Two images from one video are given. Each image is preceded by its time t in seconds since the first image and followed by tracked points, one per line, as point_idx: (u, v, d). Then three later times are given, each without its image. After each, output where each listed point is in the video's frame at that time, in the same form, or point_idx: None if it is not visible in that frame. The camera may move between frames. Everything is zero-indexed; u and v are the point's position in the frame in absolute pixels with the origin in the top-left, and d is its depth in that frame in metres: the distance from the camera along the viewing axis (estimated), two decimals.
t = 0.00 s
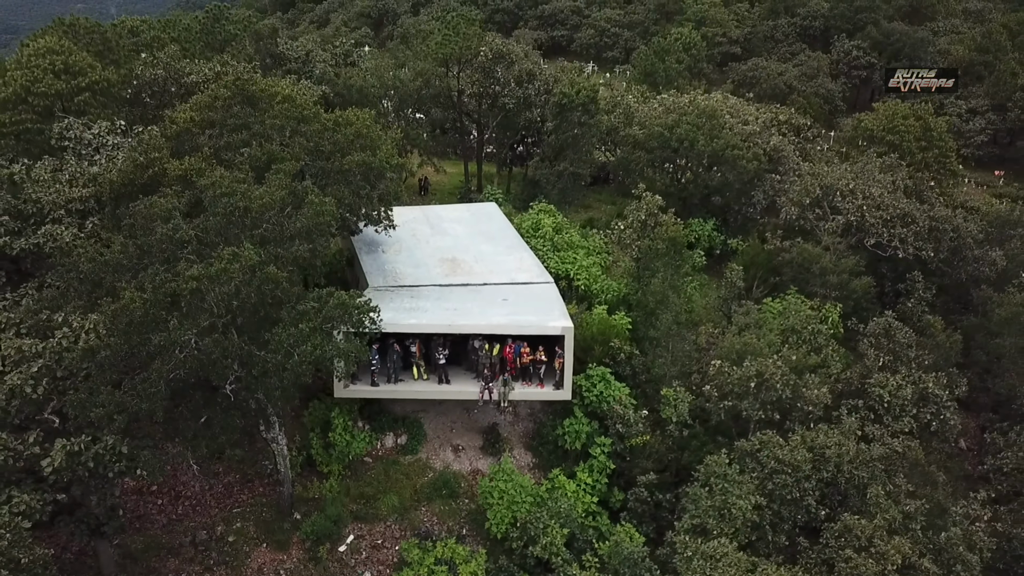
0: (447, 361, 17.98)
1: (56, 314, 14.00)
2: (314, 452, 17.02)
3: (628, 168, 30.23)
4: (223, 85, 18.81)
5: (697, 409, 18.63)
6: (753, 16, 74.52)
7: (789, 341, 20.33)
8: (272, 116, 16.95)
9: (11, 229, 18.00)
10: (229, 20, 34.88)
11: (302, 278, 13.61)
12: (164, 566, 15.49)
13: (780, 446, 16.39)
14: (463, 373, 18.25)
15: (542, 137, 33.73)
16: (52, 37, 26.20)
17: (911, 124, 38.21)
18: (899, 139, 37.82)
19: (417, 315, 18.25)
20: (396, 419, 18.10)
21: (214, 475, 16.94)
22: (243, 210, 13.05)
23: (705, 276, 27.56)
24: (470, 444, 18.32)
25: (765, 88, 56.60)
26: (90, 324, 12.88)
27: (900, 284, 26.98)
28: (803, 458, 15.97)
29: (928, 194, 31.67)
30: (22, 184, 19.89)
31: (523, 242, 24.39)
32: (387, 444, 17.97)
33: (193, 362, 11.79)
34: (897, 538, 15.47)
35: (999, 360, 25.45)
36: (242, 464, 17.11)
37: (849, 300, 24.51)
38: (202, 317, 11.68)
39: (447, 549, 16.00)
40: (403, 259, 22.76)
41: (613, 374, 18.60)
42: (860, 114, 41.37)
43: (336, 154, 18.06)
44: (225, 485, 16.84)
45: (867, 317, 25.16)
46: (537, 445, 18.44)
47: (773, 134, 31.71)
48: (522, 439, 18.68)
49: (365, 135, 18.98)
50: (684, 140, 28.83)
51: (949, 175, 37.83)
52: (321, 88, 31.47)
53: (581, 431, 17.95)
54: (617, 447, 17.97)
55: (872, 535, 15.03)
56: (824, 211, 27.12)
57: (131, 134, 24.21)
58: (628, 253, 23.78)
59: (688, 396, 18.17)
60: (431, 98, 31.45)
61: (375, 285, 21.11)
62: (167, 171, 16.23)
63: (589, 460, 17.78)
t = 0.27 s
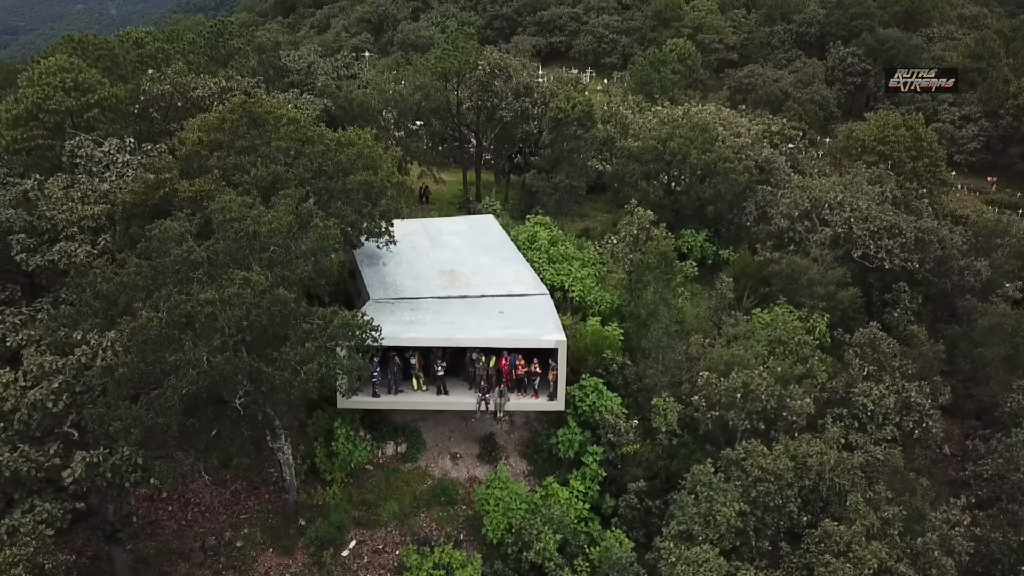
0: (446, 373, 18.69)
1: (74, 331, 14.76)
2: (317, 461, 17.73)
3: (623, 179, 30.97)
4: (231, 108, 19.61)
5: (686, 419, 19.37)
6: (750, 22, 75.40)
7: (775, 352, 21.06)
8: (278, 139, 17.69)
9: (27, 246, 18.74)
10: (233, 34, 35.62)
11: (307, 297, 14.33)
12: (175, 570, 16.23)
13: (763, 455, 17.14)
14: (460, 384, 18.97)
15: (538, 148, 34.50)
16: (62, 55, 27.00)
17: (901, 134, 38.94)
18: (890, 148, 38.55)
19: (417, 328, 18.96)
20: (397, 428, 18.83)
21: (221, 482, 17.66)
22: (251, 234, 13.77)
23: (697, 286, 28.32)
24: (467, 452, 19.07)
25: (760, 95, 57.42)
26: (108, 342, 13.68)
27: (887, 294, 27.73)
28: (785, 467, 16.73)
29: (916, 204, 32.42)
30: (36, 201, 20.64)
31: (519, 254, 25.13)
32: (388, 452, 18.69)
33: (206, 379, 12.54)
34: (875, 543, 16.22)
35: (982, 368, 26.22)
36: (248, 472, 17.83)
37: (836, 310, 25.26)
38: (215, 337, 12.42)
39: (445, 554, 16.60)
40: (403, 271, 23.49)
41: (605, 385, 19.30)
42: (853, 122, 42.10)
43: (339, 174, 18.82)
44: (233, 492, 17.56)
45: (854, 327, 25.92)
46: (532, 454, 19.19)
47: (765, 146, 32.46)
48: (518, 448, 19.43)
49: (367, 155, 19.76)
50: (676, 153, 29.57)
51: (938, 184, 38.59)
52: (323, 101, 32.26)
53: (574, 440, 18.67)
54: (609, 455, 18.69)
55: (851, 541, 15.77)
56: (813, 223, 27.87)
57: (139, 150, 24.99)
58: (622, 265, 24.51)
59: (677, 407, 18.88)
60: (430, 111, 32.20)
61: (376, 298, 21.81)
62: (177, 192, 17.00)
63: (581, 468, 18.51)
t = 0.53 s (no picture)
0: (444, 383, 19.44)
1: (92, 346, 15.57)
2: (321, 468, 18.51)
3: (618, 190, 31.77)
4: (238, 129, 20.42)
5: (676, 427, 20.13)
6: (746, 29, 76.35)
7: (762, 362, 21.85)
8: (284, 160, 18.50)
9: (43, 262, 19.55)
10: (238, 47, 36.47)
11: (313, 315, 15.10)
12: (186, 573, 17.02)
13: (748, 463, 17.93)
14: (458, 394, 19.74)
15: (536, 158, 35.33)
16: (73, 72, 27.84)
17: (892, 144, 39.76)
18: (880, 158, 39.39)
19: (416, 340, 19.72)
20: (397, 436, 19.60)
21: (229, 488, 18.44)
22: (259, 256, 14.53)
23: (690, 295, 29.12)
24: (465, 459, 19.85)
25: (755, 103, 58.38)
26: (125, 358, 14.49)
27: (874, 304, 28.54)
28: (768, 474, 17.52)
29: (904, 214, 33.26)
30: (51, 217, 21.47)
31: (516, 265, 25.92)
32: (389, 459, 19.47)
33: (218, 394, 13.33)
34: (854, 547, 17.02)
35: (966, 376, 27.05)
36: (255, 478, 18.60)
37: (823, 320, 26.07)
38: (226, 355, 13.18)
39: (443, 558, 17.63)
40: (403, 282, 24.27)
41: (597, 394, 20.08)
42: (845, 132, 42.92)
43: (342, 192, 19.62)
44: (240, 498, 18.34)
45: (841, 336, 26.73)
46: (528, 460, 19.97)
47: (757, 157, 33.28)
48: (514, 455, 20.20)
49: (369, 174, 20.57)
50: (670, 165, 30.37)
51: (928, 193, 39.41)
52: (325, 114, 33.11)
53: (567, 448, 19.45)
54: (601, 463, 19.48)
55: (830, 545, 16.56)
56: (802, 234, 28.66)
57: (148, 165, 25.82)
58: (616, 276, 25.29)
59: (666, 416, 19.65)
60: (430, 124, 33.02)
61: (377, 309, 22.54)
62: (188, 212, 17.80)
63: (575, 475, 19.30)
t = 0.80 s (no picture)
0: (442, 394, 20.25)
1: (108, 360, 16.37)
2: (325, 474, 19.33)
3: (612, 201, 32.59)
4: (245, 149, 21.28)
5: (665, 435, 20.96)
6: (742, 35, 77.26)
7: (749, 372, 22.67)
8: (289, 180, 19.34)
9: (57, 277, 20.32)
10: (242, 61, 37.33)
11: (317, 331, 15.88)
12: None
13: (733, 469, 18.74)
14: (456, 403, 20.55)
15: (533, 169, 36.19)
16: (83, 89, 28.68)
17: (881, 153, 40.69)
18: (870, 168, 40.31)
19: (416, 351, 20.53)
20: (398, 444, 20.41)
21: (237, 494, 19.23)
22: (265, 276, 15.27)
23: (682, 304, 29.96)
24: (462, 465, 20.67)
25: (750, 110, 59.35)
26: (140, 372, 15.31)
27: (861, 312, 29.37)
28: (751, 481, 18.34)
29: (891, 224, 34.12)
30: (64, 232, 22.28)
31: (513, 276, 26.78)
32: (390, 466, 20.27)
33: (228, 407, 14.12)
34: (834, 550, 17.82)
35: (949, 383, 27.89)
36: (262, 484, 19.40)
37: (810, 329, 26.90)
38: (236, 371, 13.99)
39: (444, 562, 18.41)
40: (403, 293, 25.09)
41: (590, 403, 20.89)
42: (836, 141, 43.86)
43: (345, 210, 20.46)
44: (248, 503, 19.16)
45: (828, 344, 27.56)
46: (523, 467, 20.80)
47: (748, 168, 34.14)
48: (509, 461, 21.01)
49: (370, 192, 21.41)
50: (663, 177, 31.19)
51: (918, 201, 40.28)
52: (327, 127, 33.96)
53: (561, 455, 20.28)
54: (593, 469, 20.27)
55: (811, 548, 17.35)
56: (790, 245, 29.49)
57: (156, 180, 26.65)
58: (609, 287, 26.09)
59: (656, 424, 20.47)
60: (430, 136, 33.87)
61: (378, 320, 23.33)
62: (198, 230, 18.63)
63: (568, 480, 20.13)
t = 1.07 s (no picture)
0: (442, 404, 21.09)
1: (123, 374, 17.22)
2: (328, 481, 20.18)
3: (607, 213, 33.45)
4: (252, 168, 22.15)
5: (656, 444, 21.82)
6: (738, 41, 78.13)
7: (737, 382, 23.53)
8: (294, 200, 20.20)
9: (72, 291, 21.18)
10: (245, 74, 38.20)
11: (323, 347, 16.73)
12: None
13: (719, 477, 19.60)
14: (454, 413, 21.39)
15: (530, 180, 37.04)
16: (92, 105, 29.56)
17: (872, 163, 41.62)
18: (861, 177, 41.20)
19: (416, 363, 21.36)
20: (399, 452, 21.25)
21: (245, 500, 20.09)
22: (273, 296, 16.11)
23: (675, 314, 30.82)
24: (460, 472, 21.51)
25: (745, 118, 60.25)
26: (155, 387, 16.18)
27: (848, 321, 30.23)
28: (737, 488, 19.20)
29: (880, 234, 34.99)
30: (76, 247, 23.12)
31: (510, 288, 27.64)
32: (391, 473, 21.12)
33: (239, 421, 14.97)
34: (815, 554, 18.68)
35: (933, 391, 28.76)
36: (268, 491, 20.25)
37: (798, 339, 27.76)
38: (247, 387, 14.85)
39: (443, 566, 19.26)
40: (403, 304, 25.91)
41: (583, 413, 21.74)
42: (828, 151, 44.80)
43: (348, 227, 21.32)
44: (255, 509, 20.02)
45: (815, 353, 28.42)
46: (518, 474, 21.64)
47: (740, 180, 35.03)
48: (506, 468, 21.85)
49: (372, 209, 22.28)
50: (656, 190, 32.06)
51: (908, 209, 41.12)
52: (329, 140, 34.83)
53: (555, 462, 21.12)
54: (586, 476, 21.12)
55: (792, 553, 18.20)
56: (780, 256, 30.36)
57: (164, 195, 27.52)
58: (603, 299, 26.95)
59: (646, 433, 21.31)
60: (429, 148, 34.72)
61: (379, 330, 24.12)
62: (207, 248, 19.49)
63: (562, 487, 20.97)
